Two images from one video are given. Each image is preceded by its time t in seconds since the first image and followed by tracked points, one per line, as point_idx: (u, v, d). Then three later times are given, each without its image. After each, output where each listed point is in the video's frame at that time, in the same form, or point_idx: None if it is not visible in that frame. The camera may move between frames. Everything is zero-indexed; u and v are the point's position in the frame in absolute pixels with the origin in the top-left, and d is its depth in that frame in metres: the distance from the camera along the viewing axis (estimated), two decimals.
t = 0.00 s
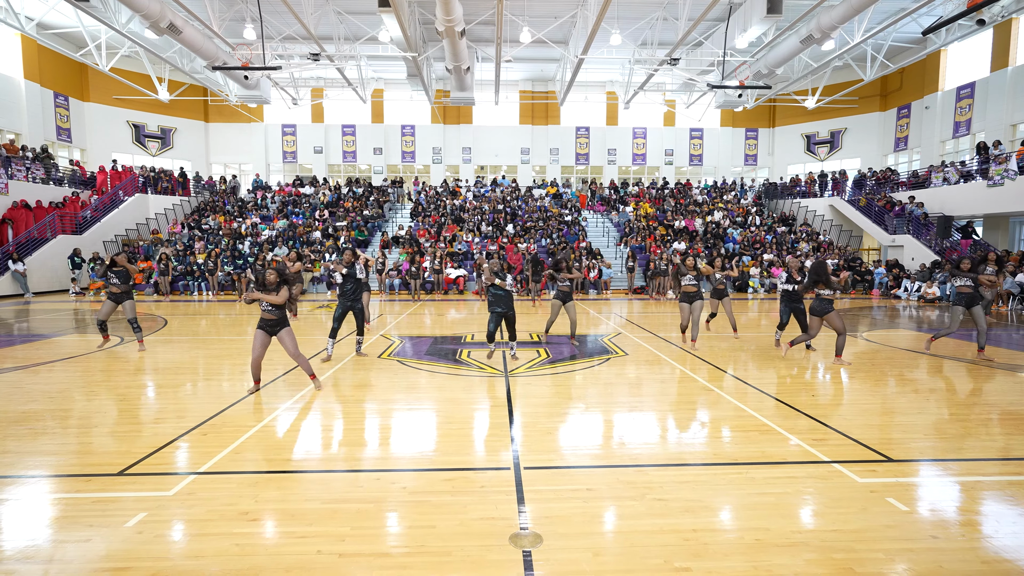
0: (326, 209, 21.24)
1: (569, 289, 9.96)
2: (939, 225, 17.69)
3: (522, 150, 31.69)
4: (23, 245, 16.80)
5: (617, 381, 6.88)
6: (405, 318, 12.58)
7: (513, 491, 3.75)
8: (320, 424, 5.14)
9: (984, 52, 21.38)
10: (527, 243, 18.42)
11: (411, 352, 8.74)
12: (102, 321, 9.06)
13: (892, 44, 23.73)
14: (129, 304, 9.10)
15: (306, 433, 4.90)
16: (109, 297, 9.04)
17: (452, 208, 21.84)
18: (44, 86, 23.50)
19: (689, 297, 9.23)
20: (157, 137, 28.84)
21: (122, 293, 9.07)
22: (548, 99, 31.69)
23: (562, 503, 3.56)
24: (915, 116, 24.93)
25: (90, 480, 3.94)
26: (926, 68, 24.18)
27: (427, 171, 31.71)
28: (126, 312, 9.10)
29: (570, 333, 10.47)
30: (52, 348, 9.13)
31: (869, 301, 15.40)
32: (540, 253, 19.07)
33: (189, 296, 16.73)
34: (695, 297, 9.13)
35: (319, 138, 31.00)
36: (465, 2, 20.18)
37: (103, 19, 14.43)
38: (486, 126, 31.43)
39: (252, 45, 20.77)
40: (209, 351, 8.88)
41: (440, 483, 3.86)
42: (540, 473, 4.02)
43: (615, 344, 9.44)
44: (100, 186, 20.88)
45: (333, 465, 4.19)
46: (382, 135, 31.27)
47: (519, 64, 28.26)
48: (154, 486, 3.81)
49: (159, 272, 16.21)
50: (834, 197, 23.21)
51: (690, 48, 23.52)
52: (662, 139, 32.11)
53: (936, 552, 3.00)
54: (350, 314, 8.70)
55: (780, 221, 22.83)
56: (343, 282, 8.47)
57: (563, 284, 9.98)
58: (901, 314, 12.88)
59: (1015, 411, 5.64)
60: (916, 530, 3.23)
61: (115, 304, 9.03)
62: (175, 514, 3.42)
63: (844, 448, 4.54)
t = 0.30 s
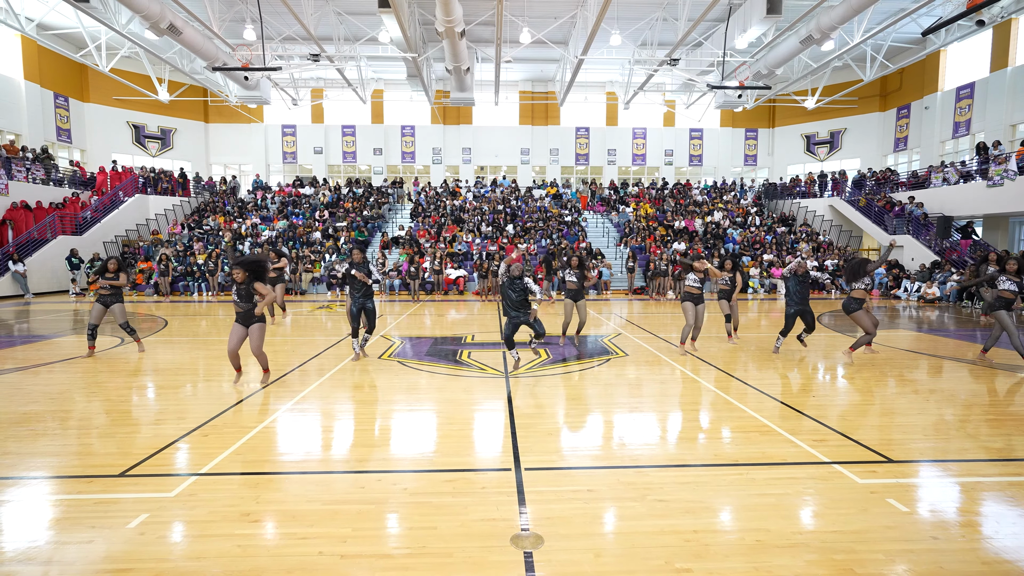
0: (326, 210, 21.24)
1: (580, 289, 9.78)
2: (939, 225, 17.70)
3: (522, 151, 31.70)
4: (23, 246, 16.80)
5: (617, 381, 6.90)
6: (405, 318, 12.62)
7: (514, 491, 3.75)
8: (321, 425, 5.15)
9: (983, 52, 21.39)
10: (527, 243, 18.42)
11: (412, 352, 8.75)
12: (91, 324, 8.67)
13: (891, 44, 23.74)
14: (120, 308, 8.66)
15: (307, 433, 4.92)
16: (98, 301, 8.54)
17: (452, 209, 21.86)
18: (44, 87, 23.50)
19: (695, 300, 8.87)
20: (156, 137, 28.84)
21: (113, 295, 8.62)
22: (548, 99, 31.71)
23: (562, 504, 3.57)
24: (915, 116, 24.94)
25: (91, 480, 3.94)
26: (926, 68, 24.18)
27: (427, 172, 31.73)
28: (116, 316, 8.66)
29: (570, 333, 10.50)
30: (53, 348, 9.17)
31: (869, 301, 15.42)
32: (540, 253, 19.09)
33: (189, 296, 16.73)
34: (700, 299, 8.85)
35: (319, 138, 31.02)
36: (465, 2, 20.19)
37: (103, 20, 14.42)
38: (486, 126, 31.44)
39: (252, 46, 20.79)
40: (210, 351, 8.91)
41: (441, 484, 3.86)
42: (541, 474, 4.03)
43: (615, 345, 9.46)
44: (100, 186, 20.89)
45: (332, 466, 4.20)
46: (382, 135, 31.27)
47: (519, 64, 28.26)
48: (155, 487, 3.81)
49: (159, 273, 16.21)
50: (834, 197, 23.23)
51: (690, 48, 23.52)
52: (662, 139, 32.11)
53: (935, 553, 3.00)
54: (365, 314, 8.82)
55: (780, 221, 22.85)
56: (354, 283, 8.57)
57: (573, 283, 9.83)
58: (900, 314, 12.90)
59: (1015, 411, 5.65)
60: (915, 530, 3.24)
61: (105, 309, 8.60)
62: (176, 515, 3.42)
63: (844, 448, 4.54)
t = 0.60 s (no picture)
0: (326, 210, 21.22)
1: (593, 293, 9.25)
2: (938, 225, 17.72)
3: (521, 151, 31.71)
4: (23, 247, 16.77)
5: (617, 382, 6.90)
6: (405, 318, 12.63)
7: (514, 492, 3.75)
8: (321, 426, 5.16)
9: (982, 52, 21.41)
10: (527, 243, 18.42)
11: (412, 353, 8.75)
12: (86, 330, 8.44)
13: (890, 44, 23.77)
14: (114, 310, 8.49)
15: (308, 434, 4.93)
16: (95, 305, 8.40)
17: (452, 209, 21.87)
18: (43, 87, 23.50)
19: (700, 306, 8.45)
20: (156, 138, 28.84)
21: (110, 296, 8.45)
22: (548, 99, 31.72)
23: (563, 504, 3.57)
24: (914, 116, 24.95)
25: (92, 482, 3.95)
26: (925, 68, 24.19)
27: (427, 172, 31.74)
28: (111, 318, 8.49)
29: (571, 334, 10.51)
30: (53, 349, 9.19)
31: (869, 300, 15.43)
32: (540, 253, 19.11)
33: (189, 297, 16.71)
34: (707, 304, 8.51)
35: (319, 139, 31.02)
36: (465, 2, 20.17)
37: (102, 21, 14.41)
38: (486, 126, 31.45)
39: (252, 46, 20.79)
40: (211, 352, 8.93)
41: (441, 484, 3.87)
42: (542, 474, 4.03)
43: (616, 345, 9.47)
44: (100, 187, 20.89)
45: (332, 467, 4.20)
46: (381, 136, 31.26)
47: (519, 65, 28.27)
48: (156, 489, 3.82)
49: (158, 273, 16.19)
50: (834, 196, 23.23)
51: (690, 48, 23.53)
52: (662, 139, 32.12)
53: (935, 553, 3.01)
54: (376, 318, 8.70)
55: (780, 221, 22.86)
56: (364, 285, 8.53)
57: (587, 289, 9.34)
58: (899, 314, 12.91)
59: (1015, 411, 5.65)
60: (915, 529, 3.24)
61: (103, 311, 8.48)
62: (177, 516, 3.43)
63: (844, 448, 4.54)
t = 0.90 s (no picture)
0: (325, 210, 21.22)
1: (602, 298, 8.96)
2: (937, 225, 17.75)
3: (521, 151, 31.71)
4: (23, 247, 16.75)
5: (617, 381, 6.91)
6: (405, 318, 12.66)
7: (515, 492, 3.76)
8: (321, 426, 5.16)
9: (981, 53, 21.44)
10: (527, 243, 18.42)
11: (412, 353, 8.76)
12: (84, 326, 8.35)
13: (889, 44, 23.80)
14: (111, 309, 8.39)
15: (308, 434, 4.93)
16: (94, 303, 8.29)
17: (452, 209, 21.88)
18: (43, 88, 23.50)
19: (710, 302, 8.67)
20: (156, 138, 28.83)
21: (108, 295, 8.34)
22: (548, 99, 31.71)
23: (562, 504, 3.58)
24: (914, 116, 24.98)
25: (93, 482, 3.95)
26: (924, 68, 24.22)
27: (427, 172, 31.74)
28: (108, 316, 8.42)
29: (571, 334, 10.53)
30: (54, 349, 9.20)
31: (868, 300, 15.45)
32: (540, 253, 19.12)
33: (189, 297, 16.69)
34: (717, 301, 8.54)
35: (318, 139, 31.02)
36: (465, 3, 20.17)
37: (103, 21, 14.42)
38: (486, 126, 31.45)
39: (252, 46, 20.80)
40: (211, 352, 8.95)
41: (441, 484, 3.87)
42: (542, 474, 4.04)
43: (615, 344, 9.48)
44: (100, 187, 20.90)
45: (332, 467, 4.21)
46: (381, 136, 31.26)
47: (519, 65, 28.28)
48: (157, 489, 3.82)
49: (158, 273, 16.17)
50: (833, 196, 23.24)
51: (689, 48, 23.52)
52: (662, 139, 32.13)
53: (934, 553, 3.01)
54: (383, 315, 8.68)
55: (780, 221, 22.87)
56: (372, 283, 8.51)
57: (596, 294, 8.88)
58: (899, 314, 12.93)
59: (1014, 410, 5.66)
60: (914, 529, 3.25)
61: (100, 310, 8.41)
62: (177, 516, 3.43)
63: (843, 448, 4.55)
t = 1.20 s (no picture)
0: (325, 210, 21.21)
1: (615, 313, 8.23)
2: (936, 225, 17.78)
3: (521, 151, 31.74)
4: (22, 247, 16.73)
5: (617, 382, 6.92)
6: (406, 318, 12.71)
7: (514, 492, 3.77)
8: (321, 426, 5.16)
9: (981, 54, 21.48)
10: (527, 243, 18.46)
11: (411, 353, 8.77)
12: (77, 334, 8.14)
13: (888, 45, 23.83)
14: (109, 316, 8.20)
15: (308, 435, 4.94)
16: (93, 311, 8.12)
17: (452, 209, 21.91)
18: (43, 88, 23.50)
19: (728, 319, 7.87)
20: (156, 138, 28.83)
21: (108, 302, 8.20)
22: (548, 99, 31.74)
23: (562, 504, 3.59)
24: (913, 117, 25.00)
25: (94, 482, 3.95)
26: (923, 69, 24.26)
27: (427, 173, 31.74)
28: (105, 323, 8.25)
29: (571, 334, 10.55)
30: (54, 349, 9.20)
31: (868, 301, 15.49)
32: (540, 253, 19.14)
33: (189, 297, 16.69)
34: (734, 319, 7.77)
35: (319, 139, 31.02)
36: (465, 3, 20.20)
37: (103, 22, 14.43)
38: (486, 126, 31.48)
39: (252, 47, 20.83)
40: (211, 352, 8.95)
41: (441, 484, 3.88)
42: (541, 474, 4.05)
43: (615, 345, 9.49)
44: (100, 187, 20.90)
45: (331, 467, 4.22)
46: (381, 136, 31.26)
47: (519, 65, 28.31)
48: (158, 489, 3.83)
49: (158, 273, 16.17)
50: (832, 197, 23.27)
51: (689, 49, 23.56)
52: (662, 140, 32.15)
53: (932, 553, 3.02)
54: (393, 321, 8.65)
55: (780, 221, 22.89)
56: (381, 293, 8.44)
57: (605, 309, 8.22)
58: (898, 314, 12.96)
59: (1013, 411, 5.67)
60: (912, 529, 3.26)
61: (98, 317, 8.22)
62: (177, 516, 3.44)
63: (841, 449, 4.56)
